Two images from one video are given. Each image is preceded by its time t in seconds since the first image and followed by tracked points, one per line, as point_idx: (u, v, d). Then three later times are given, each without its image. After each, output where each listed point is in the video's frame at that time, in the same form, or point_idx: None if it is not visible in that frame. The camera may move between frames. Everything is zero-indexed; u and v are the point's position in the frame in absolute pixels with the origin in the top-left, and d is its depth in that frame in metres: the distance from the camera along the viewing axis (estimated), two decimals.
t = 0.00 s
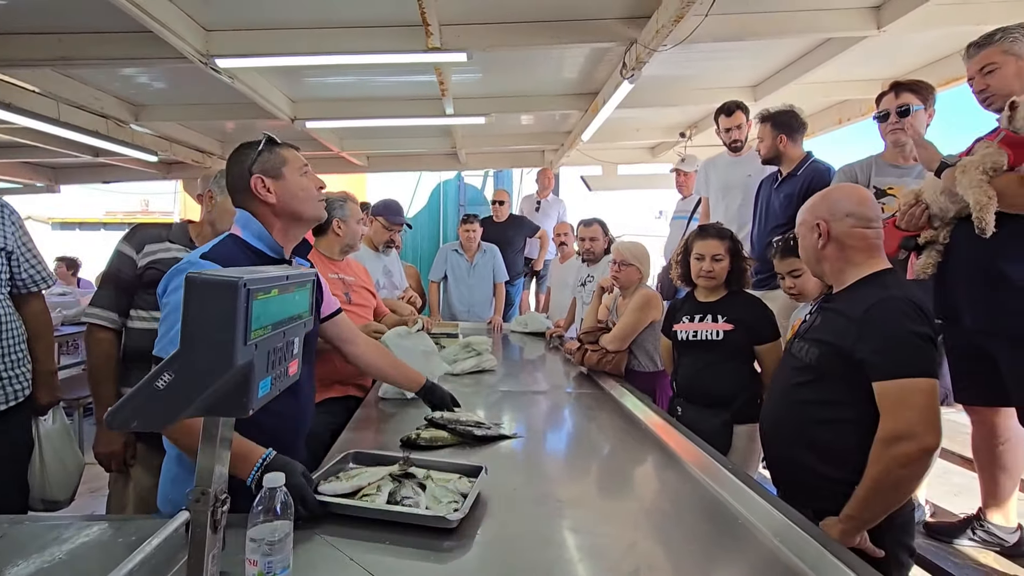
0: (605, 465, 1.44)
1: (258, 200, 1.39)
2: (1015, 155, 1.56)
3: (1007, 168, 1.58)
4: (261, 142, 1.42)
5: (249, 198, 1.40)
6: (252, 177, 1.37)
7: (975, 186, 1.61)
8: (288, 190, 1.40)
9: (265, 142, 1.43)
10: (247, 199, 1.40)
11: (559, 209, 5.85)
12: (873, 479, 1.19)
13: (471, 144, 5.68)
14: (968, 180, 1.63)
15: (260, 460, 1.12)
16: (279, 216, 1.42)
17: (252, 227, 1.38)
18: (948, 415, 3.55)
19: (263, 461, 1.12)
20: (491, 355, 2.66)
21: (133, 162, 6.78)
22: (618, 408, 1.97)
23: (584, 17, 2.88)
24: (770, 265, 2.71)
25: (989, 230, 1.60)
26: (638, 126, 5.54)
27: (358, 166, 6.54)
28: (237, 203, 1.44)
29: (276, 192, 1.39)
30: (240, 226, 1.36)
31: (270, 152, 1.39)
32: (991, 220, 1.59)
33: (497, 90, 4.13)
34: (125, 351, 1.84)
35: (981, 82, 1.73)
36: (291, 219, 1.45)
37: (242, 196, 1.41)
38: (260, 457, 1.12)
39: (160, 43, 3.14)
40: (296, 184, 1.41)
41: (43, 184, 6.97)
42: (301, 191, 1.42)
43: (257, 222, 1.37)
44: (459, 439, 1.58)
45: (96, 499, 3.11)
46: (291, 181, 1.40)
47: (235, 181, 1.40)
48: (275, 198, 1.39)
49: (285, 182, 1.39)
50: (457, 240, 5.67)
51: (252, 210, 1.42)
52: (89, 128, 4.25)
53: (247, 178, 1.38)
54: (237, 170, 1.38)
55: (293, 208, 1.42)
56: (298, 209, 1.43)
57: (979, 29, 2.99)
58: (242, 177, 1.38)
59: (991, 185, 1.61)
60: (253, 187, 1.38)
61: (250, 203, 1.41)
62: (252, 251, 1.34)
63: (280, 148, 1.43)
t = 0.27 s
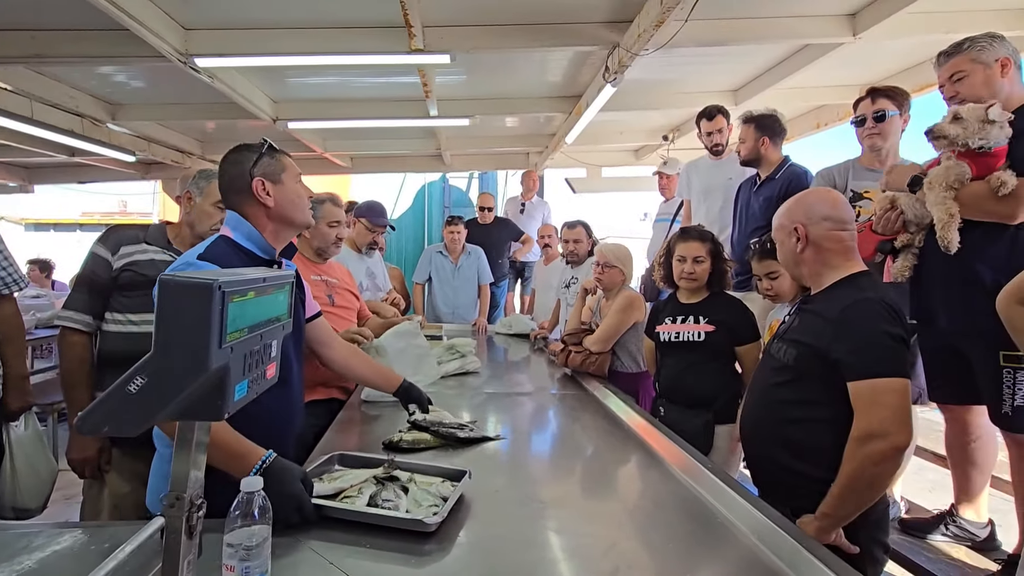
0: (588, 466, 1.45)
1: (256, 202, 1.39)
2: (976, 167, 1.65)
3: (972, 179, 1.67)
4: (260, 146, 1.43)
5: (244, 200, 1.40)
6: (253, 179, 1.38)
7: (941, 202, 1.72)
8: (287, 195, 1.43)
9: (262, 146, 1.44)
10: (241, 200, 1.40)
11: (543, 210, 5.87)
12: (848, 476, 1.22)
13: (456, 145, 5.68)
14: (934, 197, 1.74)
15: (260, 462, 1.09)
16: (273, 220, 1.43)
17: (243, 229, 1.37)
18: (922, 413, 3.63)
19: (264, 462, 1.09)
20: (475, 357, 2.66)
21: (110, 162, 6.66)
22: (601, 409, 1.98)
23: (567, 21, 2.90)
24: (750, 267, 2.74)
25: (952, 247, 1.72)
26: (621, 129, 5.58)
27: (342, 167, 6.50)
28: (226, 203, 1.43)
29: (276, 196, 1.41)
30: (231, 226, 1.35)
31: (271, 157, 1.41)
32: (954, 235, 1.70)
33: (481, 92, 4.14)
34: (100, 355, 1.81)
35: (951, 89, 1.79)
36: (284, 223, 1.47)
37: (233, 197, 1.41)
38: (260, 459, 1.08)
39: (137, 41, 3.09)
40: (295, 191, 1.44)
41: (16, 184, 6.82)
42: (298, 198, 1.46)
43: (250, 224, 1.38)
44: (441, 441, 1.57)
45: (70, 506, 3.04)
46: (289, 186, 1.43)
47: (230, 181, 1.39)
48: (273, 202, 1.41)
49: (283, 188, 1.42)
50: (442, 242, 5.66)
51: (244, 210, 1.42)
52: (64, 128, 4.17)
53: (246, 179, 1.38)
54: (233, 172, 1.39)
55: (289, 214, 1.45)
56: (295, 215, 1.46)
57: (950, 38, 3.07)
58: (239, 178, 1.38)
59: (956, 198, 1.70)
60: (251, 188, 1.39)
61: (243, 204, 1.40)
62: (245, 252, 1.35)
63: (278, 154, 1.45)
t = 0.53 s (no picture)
0: (573, 466, 1.45)
1: (250, 205, 1.44)
2: (937, 177, 1.69)
3: (938, 190, 1.70)
4: (252, 151, 1.49)
5: (237, 203, 1.44)
6: (248, 182, 1.43)
7: (909, 215, 1.74)
8: (280, 200, 1.48)
9: (255, 151, 1.50)
10: (235, 203, 1.44)
11: (529, 212, 5.89)
12: (829, 471, 1.24)
13: (442, 147, 5.67)
14: (903, 210, 1.76)
15: (255, 461, 1.10)
16: (265, 223, 1.48)
17: (236, 231, 1.41)
18: (899, 412, 3.71)
19: (259, 461, 1.10)
20: (460, 359, 2.66)
21: (88, 162, 6.54)
22: (585, 410, 1.99)
23: (551, 24, 2.91)
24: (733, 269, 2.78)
25: (923, 258, 1.74)
26: (606, 132, 5.62)
27: (327, 168, 6.46)
28: (216, 206, 1.46)
29: (269, 199, 1.46)
30: (223, 228, 1.38)
31: (264, 162, 1.47)
32: (924, 247, 1.73)
33: (467, 94, 4.14)
34: (75, 359, 1.77)
35: (926, 95, 1.83)
36: (274, 226, 1.51)
37: (225, 200, 1.44)
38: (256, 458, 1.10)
39: (116, 39, 3.05)
40: (287, 195, 1.50)
41: None
42: (288, 202, 1.52)
43: (242, 227, 1.43)
44: (425, 442, 1.56)
45: (47, 513, 2.98)
46: (281, 191, 1.49)
47: (224, 185, 1.43)
48: (267, 205, 1.46)
49: (275, 192, 1.47)
50: (427, 244, 5.64)
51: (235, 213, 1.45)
52: (40, 127, 4.09)
53: (241, 182, 1.42)
54: (228, 176, 1.43)
55: (281, 217, 1.51)
56: (286, 218, 1.52)
57: (924, 46, 3.15)
58: (232, 181, 1.42)
59: (925, 208, 1.73)
60: (245, 191, 1.43)
61: (235, 207, 1.45)
62: (237, 254, 1.38)
63: (268, 160, 1.51)
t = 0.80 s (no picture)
0: (557, 467, 1.46)
1: (237, 208, 1.44)
2: (913, 182, 1.74)
3: (913, 194, 1.75)
4: (239, 155, 1.49)
5: (224, 206, 1.44)
6: (236, 186, 1.43)
7: (885, 218, 1.79)
8: (267, 203, 1.49)
9: (243, 155, 1.50)
10: (222, 206, 1.44)
11: (516, 214, 5.90)
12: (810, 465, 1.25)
13: (428, 148, 5.66)
14: (880, 213, 1.81)
15: (252, 456, 1.17)
16: (252, 226, 1.48)
17: (222, 234, 1.42)
18: (879, 411, 3.76)
19: (257, 454, 1.18)
20: (446, 360, 2.65)
21: (67, 162, 6.43)
22: (570, 410, 2.00)
23: (536, 27, 2.93)
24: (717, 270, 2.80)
25: (899, 259, 1.78)
26: (593, 134, 5.65)
27: (312, 169, 6.41)
28: (202, 208, 1.46)
29: (256, 203, 1.47)
30: (209, 230, 1.38)
31: (251, 166, 1.48)
32: (900, 248, 1.77)
33: (453, 96, 4.14)
34: (51, 362, 1.74)
35: (904, 99, 1.86)
36: (261, 230, 1.52)
37: (211, 203, 1.44)
38: (256, 451, 1.18)
39: (96, 37, 3.01)
40: (274, 199, 1.50)
41: None
42: (275, 205, 1.52)
43: (229, 229, 1.42)
44: (409, 444, 1.56)
45: (23, 520, 2.92)
46: (268, 194, 1.49)
47: (211, 188, 1.43)
48: (254, 208, 1.47)
49: (263, 196, 1.48)
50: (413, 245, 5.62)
51: (221, 216, 1.45)
52: (18, 127, 4.01)
53: (229, 186, 1.43)
54: (216, 180, 1.43)
55: (267, 221, 1.51)
56: (273, 222, 1.52)
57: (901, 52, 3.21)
58: (220, 184, 1.43)
59: (901, 211, 1.78)
60: (232, 195, 1.44)
61: (221, 209, 1.44)
62: (223, 255, 1.38)
63: (255, 164, 1.51)
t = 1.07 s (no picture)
0: (548, 469, 1.46)
1: (225, 212, 1.44)
2: (900, 188, 1.76)
3: (901, 199, 1.77)
4: (228, 159, 1.49)
5: (212, 209, 1.44)
6: (224, 189, 1.43)
7: (876, 224, 1.80)
8: (256, 207, 1.49)
9: (231, 158, 1.50)
10: (209, 210, 1.43)
11: (506, 216, 5.91)
12: (810, 467, 1.25)
13: (419, 150, 5.65)
14: (870, 220, 1.83)
15: (242, 456, 1.18)
16: (240, 229, 1.48)
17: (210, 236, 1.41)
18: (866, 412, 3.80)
19: (248, 454, 1.19)
20: (436, 362, 2.64)
21: (52, 162, 6.35)
22: (561, 412, 2.00)
23: (526, 30, 2.93)
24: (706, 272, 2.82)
25: (891, 267, 1.79)
26: (583, 137, 5.67)
27: (302, 170, 6.37)
28: (189, 211, 1.45)
29: (245, 206, 1.47)
30: (195, 232, 1.37)
31: (240, 169, 1.47)
32: (891, 255, 1.78)
33: (443, 98, 4.14)
34: (33, 366, 1.72)
35: (886, 104, 1.88)
36: (249, 233, 1.51)
37: (200, 206, 1.43)
38: (247, 451, 1.18)
39: (81, 36, 2.98)
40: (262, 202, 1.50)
41: None
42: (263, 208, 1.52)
43: (215, 231, 1.41)
44: (398, 447, 1.56)
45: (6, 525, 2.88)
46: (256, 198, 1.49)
47: (199, 192, 1.43)
48: (242, 211, 1.46)
49: (251, 199, 1.48)
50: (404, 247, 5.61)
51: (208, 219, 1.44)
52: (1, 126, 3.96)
53: (217, 189, 1.42)
54: (204, 183, 1.42)
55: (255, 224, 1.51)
56: (261, 225, 1.52)
57: (886, 57, 3.26)
58: (208, 188, 1.42)
59: (890, 217, 1.79)
60: (220, 198, 1.43)
61: (209, 213, 1.44)
62: (211, 257, 1.37)
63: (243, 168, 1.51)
